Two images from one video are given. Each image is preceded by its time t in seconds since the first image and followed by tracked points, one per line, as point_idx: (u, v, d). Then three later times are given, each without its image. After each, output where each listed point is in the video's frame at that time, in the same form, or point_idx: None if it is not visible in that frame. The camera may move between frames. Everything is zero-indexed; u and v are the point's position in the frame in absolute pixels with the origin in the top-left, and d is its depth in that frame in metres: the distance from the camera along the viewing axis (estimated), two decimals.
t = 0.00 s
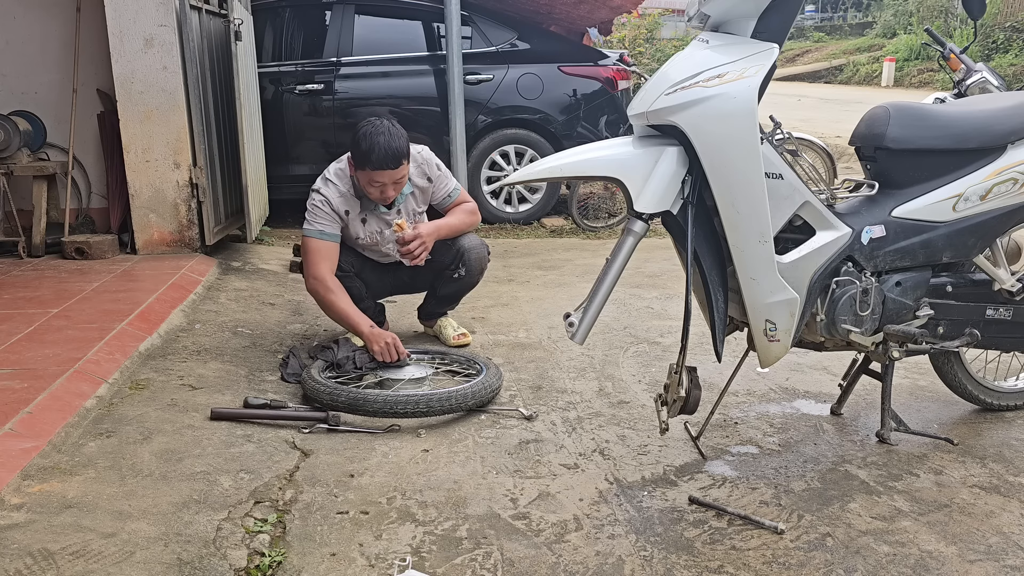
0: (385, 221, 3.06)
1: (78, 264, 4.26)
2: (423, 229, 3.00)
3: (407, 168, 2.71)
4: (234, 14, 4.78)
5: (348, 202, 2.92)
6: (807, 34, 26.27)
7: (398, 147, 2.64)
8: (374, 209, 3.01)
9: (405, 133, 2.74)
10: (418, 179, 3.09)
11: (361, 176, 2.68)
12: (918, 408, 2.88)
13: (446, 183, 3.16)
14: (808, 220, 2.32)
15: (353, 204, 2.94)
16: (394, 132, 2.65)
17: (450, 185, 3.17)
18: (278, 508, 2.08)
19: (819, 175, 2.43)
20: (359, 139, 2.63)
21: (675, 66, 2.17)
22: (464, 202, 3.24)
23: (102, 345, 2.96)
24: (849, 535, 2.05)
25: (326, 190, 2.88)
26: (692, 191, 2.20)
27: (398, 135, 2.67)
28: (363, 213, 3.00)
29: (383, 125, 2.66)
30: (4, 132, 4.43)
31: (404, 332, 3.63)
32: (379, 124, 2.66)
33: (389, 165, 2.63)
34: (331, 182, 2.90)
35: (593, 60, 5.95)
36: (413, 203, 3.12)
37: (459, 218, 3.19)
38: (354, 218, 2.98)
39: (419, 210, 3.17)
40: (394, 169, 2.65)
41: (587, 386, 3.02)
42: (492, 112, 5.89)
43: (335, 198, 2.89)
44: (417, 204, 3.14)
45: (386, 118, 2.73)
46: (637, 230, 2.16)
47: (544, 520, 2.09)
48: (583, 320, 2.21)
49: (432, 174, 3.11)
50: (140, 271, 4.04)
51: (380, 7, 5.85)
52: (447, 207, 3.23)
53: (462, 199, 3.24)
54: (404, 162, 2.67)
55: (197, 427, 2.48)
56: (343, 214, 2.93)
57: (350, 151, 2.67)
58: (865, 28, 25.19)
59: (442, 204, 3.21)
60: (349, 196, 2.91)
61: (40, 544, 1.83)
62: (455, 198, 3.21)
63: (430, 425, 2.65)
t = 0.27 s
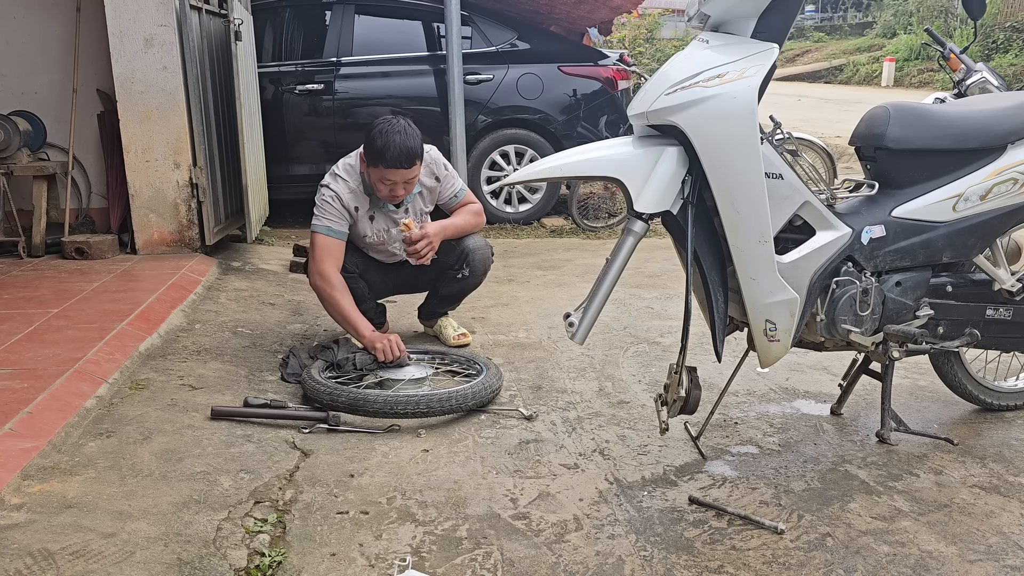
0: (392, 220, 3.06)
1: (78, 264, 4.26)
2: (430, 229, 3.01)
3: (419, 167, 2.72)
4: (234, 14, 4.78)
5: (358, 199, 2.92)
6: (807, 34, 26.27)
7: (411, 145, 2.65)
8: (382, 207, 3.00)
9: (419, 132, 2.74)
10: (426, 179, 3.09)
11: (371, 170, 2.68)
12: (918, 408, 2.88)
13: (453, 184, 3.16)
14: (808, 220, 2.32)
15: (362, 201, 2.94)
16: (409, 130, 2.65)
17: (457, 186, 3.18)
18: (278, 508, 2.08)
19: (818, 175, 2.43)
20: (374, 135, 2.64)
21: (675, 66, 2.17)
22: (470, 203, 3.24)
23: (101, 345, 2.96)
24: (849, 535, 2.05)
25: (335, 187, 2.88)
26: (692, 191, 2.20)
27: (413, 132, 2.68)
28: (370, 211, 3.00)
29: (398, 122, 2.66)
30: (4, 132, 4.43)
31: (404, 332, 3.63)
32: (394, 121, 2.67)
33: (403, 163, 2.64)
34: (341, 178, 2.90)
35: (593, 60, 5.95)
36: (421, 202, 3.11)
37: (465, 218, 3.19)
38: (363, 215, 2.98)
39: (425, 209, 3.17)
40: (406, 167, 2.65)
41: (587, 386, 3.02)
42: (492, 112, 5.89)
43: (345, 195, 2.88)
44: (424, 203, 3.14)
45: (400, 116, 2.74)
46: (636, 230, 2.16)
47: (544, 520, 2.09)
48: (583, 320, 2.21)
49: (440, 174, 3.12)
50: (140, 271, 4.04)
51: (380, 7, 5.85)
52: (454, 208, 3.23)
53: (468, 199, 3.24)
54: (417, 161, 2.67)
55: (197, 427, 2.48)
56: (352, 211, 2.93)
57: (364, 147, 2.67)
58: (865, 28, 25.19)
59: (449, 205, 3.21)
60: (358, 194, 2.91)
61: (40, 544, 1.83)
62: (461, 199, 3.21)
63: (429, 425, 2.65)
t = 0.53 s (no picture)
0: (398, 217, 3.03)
1: (78, 264, 4.26)
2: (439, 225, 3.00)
3: (429, 160, 2.72)
4: (234, 14, 4.78)
5: (360, 193, 2.91)
6: (807, 34, 26.26)
7: (422, 138, 2.64)
8: (389, 203, 2.98)
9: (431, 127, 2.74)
10: (435, 177, 3.08)
11: (380, 161, 2.70)
12: (918, 408, 2.88)
13: (461, 184, 3.16)
14: (808, 220, 2.32)
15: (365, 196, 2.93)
16: (420, 122, 2.66)
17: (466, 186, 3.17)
18: (278, 508, 2.08)
19: (818, 175, 2.42)
20: (385, 124, 2.64)
21: (675, 66, 2.17)
22: (478, 203, 3.23)
23: (101, 345, 2.95)
24: (849, 535, 2.05)
25: (338, 180, 2.89)
26: (692, 191, 2.20)
27: (425, 127, 2.68)
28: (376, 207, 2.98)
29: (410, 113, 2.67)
30: (4, 132, 4.43)
31: (404, 332, 3.63)
32: (406, 114, 2.68)
33: (412, 155, 2.64)
34: (346, 172, 2.91)
35: (593, 60, 5.95)
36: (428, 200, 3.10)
37: (473, 218, 3.17)
38: (366, 210, 2.96)
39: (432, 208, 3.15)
40: (414, 159, 2.65)
41: (587, 386, 3.02)
42: (492, 112, 5.89)
43: (346, 188, 2.89)
44: (432, 202, 3.12)
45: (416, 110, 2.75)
46: (636, 230, 2.16)
47: (544, 520, 2.09)
48: (583, 320, 2.21)
49: (448, 173, 3.11)
50: (140, 271, 4.04)
51: (380, 7, 5.85)
52: (461, 208, 3.23)
53: (476, 200, 3.23)
54: (425, 154, 2.67)
55: (197, 427, 2.48)
56: (354, 205, 2.93)
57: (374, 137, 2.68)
58: (865, 28, 25.19)
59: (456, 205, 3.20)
60: (362, 188, 2.91)
61: (40, 544, 1.83)
62: (469, 199, 3.21)
63: (430, 425, 2.65)
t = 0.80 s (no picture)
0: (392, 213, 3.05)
1: (78, 264, 4.26)
2: (449, 234, 3.00)
3: (418, 158, 2.72)
4: (234, 14, 4.78)
5: (350, 185, 2.95)
6: (807, 34, 26.26)
7: (413, 134, 2.65)
8: (383, 199, 3.00)
9: (427, 124, 2.74)
10: (438, 177, 3.06)
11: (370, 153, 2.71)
12: (918, 408, 2.88)
13: (465, 185, 3.14)
14: (808, 220, 2.32)
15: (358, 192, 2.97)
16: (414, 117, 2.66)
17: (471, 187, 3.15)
18: (278, 508, 2.08)
19: (818, 175, 2.42)
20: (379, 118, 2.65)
21: (675, 66, 2.17)
22: (482, 205, 3.22)
23: (101, 345, 2.95)
24: (849, 535, 2.05)
25: (333, 174, 2.93)
26: (692, 191, 2.20)
27: (419, 123, 2.68)
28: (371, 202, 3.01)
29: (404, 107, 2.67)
30: (4, 132, 4.44)
31: (404, 332, 3.63)
32: (403, 108, 2.68)
33: (400, 149, 2.64)
34: (342, 168, 2.95)
35: (593, 60, 5.95)
36: (429, 199, 3.09)
37: (478, 220, 3.16)
38: (358, 204, 3.00)
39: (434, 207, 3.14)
40: (402, 154, 2.65)
41: (587, 386, 3.02)
42: (492, 112, 5.89)
43: (339, 182, 2.94)
44: (432, 201, 3.11)
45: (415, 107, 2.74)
46: (637, 230, 2.16)
47: (544, 520, 2.09)
48: (583, 320, 2.21)
49: (452, 173, 3.09)
50: (140, 271, 4.04)
51: (380, 7, 5.85)
52: (466, 208, 3.21)
53: (481, 201, 3.22)
54: (415, 150, 2.67)
55: (197, 427, 2.48)
56: (346, 198, 2.97)
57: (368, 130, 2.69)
58: (865, 28, 25.19)
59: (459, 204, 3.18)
60: (355, 184, 2.95)
61: (40, 544, 1.83)
62: (474, 200, 3.19)
63: (429, 425, 2.65)
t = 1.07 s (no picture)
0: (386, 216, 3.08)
1: (78, 264, 4.26)
2: (446, 236, 3.06)
3: (404, 156, 2.73)
4: (234, 14, 4.78)
5: (347, 195, 2.96)
6: (807, 34, 26.27)
7: (396, 134, 2.66)
8: (376, 203, 3.02)
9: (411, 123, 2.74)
10: (426, 175, 3.08)
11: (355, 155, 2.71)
12: (918, 408, 2.88)
13: (456, 183, 3.16)
14: (808, 220, 2.32)
15: (353, 197, 2.98)
16: (397, 116, 2.66)
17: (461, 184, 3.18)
18: (278, 508, 2.08)
19: (819, 175, 2.42)
20: (364, 119, 2.66)
21: (675, 66, 2.17)
22: (474, 203, 3.25)
23: (101, 345, 2.95)
24: (849, 535, 2.05)
25: (325, 183, 2.95)
26: (692, 191, 2.20)
27: (403, 122, 2.69)
28: (364, 206, 3.02)
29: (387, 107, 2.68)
30: (4, 132, 4.44)
31: (404, 332, 3.63)
32: (386, 108, 2.69)
33: (384, 147, 2.65)
34: (334, 175, 2.96)
35: (593, 60, 5.95)
36: (420, 198, 3.10)
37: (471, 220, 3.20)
38: (353, 210, 3.02)
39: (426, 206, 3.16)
40: (387, 154, 2.66)
41: (587, 386, 3.02)
42: (492, 112, 5.89)
43: (333, 191, 2.95)
44: (424, 199, 3.12)
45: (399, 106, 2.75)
46: (637, 229, 2.16)
47: (544, 520, 2.09)
48: (583, 319, 2.21)
49: (441, 171, 3.11)
50: (140, 271, 4.04)
51: (380, 7, 5.85)
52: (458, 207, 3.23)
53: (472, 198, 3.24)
54: (400, 148, 2.69)
55: (197, 427, 2.48)
56: (341, 206, 2.98)
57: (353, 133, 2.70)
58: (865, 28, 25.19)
59: (450, 203, 3.21)
60: (347, 190, 2.96)
61: (40, 544, 1.83)
62: (465, 198, 3.21)
63: (429, 425, 2.65)
